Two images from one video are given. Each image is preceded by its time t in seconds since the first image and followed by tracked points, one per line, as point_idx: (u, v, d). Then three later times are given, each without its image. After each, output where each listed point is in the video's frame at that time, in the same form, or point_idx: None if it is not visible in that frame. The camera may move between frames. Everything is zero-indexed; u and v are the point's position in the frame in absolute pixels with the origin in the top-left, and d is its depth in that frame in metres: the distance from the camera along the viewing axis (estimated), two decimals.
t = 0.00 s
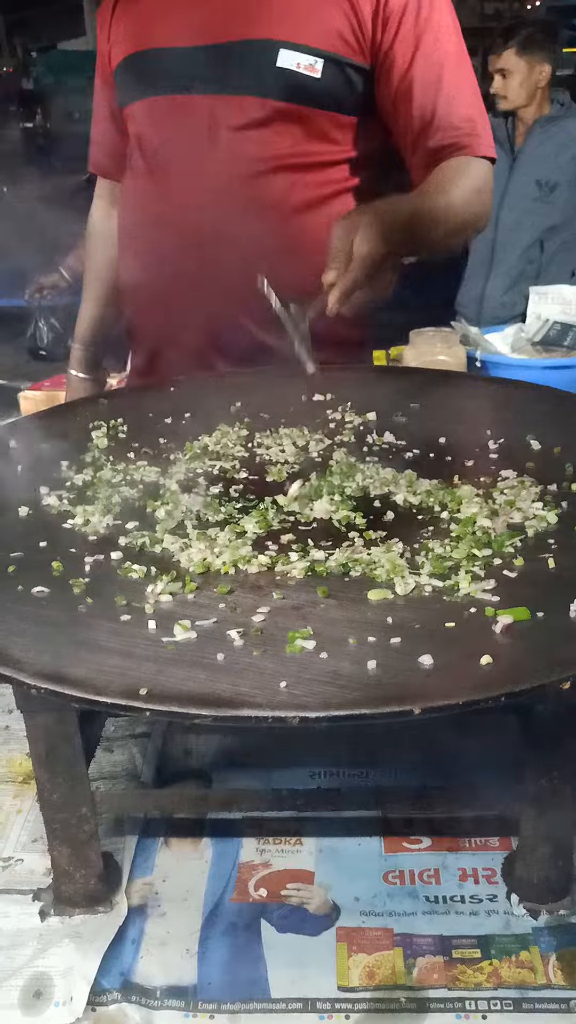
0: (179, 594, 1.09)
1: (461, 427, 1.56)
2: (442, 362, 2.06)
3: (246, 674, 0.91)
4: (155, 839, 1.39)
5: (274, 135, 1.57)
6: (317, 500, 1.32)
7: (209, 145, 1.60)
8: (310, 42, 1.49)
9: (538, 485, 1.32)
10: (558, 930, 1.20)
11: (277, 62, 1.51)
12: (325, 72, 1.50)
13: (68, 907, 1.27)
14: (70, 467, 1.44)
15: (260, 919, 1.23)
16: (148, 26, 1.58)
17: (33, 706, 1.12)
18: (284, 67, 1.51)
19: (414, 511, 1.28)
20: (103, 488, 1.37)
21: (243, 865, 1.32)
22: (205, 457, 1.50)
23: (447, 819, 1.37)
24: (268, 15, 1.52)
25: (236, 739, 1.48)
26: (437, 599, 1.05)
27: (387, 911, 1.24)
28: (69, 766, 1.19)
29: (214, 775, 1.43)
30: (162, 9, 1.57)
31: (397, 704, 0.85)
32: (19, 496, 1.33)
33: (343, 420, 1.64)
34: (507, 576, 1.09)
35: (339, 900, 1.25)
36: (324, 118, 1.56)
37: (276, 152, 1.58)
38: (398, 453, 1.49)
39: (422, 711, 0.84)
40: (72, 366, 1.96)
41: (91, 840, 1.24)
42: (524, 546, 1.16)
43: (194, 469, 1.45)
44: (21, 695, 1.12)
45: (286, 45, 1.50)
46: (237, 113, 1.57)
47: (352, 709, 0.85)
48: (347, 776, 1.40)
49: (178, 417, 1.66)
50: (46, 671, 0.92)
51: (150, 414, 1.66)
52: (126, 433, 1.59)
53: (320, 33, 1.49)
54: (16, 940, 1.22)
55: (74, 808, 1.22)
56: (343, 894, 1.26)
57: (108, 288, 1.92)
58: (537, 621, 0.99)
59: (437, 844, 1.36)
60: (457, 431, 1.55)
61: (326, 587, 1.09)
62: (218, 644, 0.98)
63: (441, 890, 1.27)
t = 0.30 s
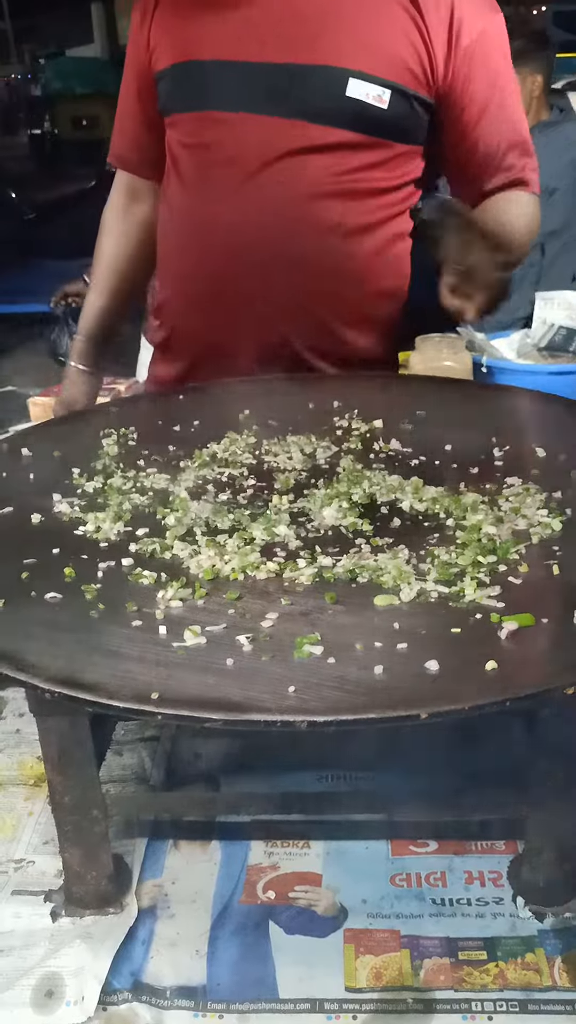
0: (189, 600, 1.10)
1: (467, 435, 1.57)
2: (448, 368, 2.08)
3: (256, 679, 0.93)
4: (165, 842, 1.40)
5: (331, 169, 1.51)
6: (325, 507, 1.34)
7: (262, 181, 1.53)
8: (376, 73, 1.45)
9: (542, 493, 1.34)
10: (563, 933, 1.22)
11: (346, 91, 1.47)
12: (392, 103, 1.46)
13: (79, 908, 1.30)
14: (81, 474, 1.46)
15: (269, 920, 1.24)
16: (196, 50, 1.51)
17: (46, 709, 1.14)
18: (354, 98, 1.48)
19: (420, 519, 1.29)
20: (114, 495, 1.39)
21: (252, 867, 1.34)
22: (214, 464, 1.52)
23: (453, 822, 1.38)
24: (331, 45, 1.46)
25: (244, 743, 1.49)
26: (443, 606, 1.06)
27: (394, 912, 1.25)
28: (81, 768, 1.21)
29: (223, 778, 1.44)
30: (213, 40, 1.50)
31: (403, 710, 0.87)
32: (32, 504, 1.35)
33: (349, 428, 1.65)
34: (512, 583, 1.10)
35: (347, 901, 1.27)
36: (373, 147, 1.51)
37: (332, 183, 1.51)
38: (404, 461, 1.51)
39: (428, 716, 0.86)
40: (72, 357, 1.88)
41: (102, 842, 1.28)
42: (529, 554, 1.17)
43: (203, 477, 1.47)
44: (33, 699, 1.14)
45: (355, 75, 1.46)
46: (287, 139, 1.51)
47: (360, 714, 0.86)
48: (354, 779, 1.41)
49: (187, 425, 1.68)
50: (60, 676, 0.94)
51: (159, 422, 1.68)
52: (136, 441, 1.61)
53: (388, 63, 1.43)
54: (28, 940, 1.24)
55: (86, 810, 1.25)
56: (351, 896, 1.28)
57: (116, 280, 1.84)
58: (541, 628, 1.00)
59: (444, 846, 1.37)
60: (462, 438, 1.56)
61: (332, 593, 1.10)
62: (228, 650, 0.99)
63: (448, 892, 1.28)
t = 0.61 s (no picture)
0: (188, 605, 1.13)
1: (464, 441, 1.60)
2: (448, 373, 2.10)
3: (252, 682, 0.96)
4: (165, 842, 1.43)
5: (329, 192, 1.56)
6: (323, 512, 1.37)
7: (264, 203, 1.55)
8: (375, 104, 1.50)
9: (536, 499, 1.36)
10: (556, 932, 1.24)
11: (354, 122, 1.52)
12: (397, 136, 1.52)
13: (81, 906, 1.33)
14: (84, 480, 1.49)
15: (266, 918, 1.27)
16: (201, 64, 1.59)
17: (49, 710, 1.17)
18: (360, 129, 1.52)
19: (416, 525, 1.32)
20: (116, 501, 1.42)
21: (250, 866, 1.36)
22: (214, 469, 1.55)
23: (448, 822, 1.40)
24: (335, 68, 1.50)
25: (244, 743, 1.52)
26: (436, 610, 1.09)
27: (390, 911, 1.28)
28: (83, 769, 1.23)
29: (223, 778, 1.47)
30: (218, 55, 1.57)
31: (394, 713, 0.89)
32: (36, 509, 1.38)
33: (348, 434, 1.68)
34: (504, 589, 1.12)
35: (343, 901, 1.30)
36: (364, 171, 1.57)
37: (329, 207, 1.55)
38: (401, 467, 1.53)
39: (418, 720, 0.88)
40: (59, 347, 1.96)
41: (103, 843, 1.33)
42: (520, 559, 1.19)
43: (204, 482, 1.50)
44: (37, 701, 1.17)
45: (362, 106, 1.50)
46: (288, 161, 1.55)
47: (351, 717, 0.89)
48: (350, 780, 1.44)
49: (188, 431, 1.70)
50: (62, 679, 0.97)
51: (162, 428, 1.71)
52: (138, 447, 1.64)
53: (388, 92, 1.48)
54: (31, 937, 1.27)
55: (88, 809, 1.27)
56: (347, 895, 1.30)
57: (100, 268, 1.98)
58: (531, 633, 1.02)
59: (439, 846, 1.39)
60: (459, 445, 1.59)
61: (328, 598, 1.13)
62: (224, 654, 1.02)
63: (442, 891, 1.31)
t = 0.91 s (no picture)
0: (204, 598, 1.14)
1: (476, 435, 1.60)
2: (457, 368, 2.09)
3: (270, 675, 0.96)
4: (179, 834, 1.44)
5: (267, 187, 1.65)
6: (337, 506, 1.37)
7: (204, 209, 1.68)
8: (301, 102, 1.56)
9: (549, 493, 1.36)
10: (569, 924, 1.24)
11: (275, 120, 1.58)
12: (322, 132, 1.58)
13: (96, 897, 1.32)
14: (98, 474, 1.50)
15: (280, 911, 1.28)
16: (143, 59, 1.63)
17: (66, 702, 1.17)
18: (284, 125, 1.58)
19: (428, 519, 1.32)
20: (130, 494, 1.42)
21: (264, 857, 1.37)
22: (227, 464, 1.55)
23: (460, 815, 1.41)
24: (247, 66, 1.57)
25: (256, 735, 1.53)
26: (451, 604, 1.09)
27: (403, 903, 1.29)
28: (99, 760, 1.24)
29: (236, 771, 1.48)
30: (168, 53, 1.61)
31: (412, 705, 0.90)
32: (51, 503, 1.38)
33: (360, 429, 1.68)
34: (519, 583, 1.13)
35: (357, 893, 1.30)
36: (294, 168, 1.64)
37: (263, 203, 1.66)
38: (413, 461, 1.54)
39: (437, 712, 0.89)
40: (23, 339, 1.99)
41: (118, 834, 1.31)
42: (535, 554, 1.20)
43: (217, 476, 1.51)
44: (55, 693, 1.17)
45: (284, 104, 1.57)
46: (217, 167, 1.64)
47: (370, 709, 0.89)
48: (363, 773, 1.45)
49: (200, 425, 1.71)
50: (82, 671, 0.97)
51: (174, 422, 1.72)
52: (151, 441, 1.64)
53: (312, 84, 1.55)
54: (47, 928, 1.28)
55: (103, 801, 1.27)
56: (360, 887, 1.31)
57: (68, 266, 2.00)
58: (547, 627, 1.03)
59: (451, 839, 1.40)
60: (470, 439, 1.59)
61: (343, 592, 1.13)
62: (242, 646, 1.03)
63: (455, 884, 1.31)
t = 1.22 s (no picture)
0: (211, 590, 1.14)
1: (482, 428, 1.60)
2: (460, 361, 2.06)
3: (277, 666, 0.97)
4: (185, 826, 1.44)
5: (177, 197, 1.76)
6: (343, 499, 1.37)
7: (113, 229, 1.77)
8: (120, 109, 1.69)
9: (555, 486, 1.36)
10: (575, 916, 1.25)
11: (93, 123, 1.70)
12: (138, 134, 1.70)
13: (102, 888, 1.32)
14: (104, 466, 1.50)
15: (287, 902, 1.28)
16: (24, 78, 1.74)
17: (73, 693, 1.17)
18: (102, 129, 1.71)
19: (434, 512, 1.33)
20: (137, 486, 1.43)
21: (270, 849, 1.38)
22: (233, 457, 1.55)
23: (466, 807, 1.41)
24: (95, 75, 1.69)
25: (261, 728, 1.53)
26: (458, 597, 1.09)
27: (409, 895, 1.29)
28: (106, 753, 1.24)
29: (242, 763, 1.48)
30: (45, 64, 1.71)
31: (419, 696, 0.90)
32: (57, 495, 1.38)
33: (365, 422, 1.68)
34: (525, 574, 1.13)
35: (363, 885, 1.31)
36: (182, 164, 1.74)
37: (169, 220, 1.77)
38: (419, 454, 1.54)
39: (443, 703, 0.90)
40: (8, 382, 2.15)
41: (125, 827, 1.30)
42: (541, 546, 1.20)
43: (223, 468, 1.51)
44: (62, 685, 1.18)
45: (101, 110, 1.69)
46: (74, 171, 1.75)
47: (377, 699, 0.90)
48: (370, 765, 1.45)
49: (206, 418, 1.71)
50: (90, 662, 0.98)
51: (179, 416, 1.72)
52: (156, 434, 1.64)
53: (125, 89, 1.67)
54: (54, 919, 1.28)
55: (109, 793, 1.27)
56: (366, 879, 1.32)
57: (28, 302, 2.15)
58: (553, 619, 1.03)
59: (458, 832, 1.40)
60: (476, 432, 1.59)
61: (351, 584, 1.14)
62: (249, 638, 1.03)
63: (461, 876, 1.32)
